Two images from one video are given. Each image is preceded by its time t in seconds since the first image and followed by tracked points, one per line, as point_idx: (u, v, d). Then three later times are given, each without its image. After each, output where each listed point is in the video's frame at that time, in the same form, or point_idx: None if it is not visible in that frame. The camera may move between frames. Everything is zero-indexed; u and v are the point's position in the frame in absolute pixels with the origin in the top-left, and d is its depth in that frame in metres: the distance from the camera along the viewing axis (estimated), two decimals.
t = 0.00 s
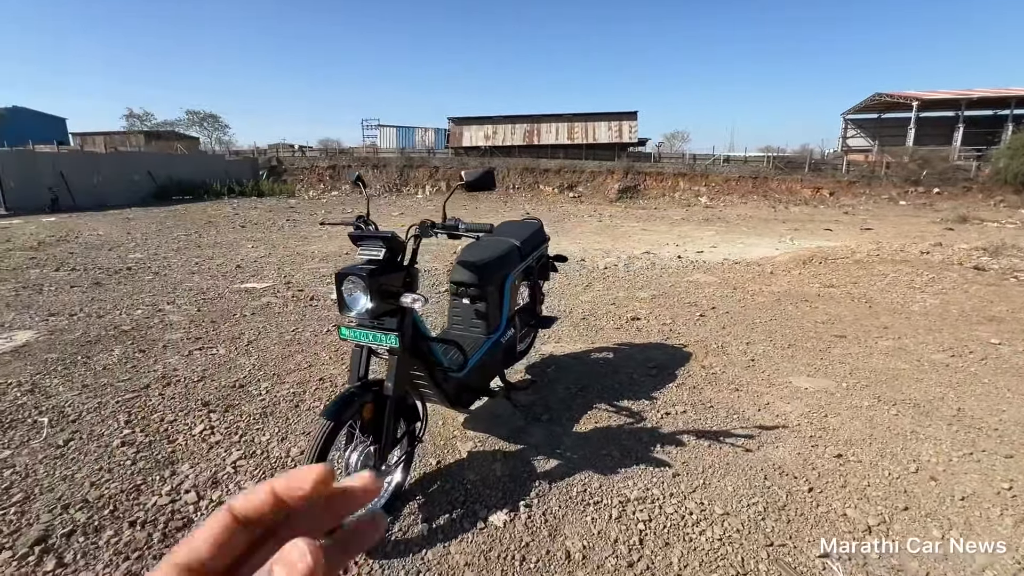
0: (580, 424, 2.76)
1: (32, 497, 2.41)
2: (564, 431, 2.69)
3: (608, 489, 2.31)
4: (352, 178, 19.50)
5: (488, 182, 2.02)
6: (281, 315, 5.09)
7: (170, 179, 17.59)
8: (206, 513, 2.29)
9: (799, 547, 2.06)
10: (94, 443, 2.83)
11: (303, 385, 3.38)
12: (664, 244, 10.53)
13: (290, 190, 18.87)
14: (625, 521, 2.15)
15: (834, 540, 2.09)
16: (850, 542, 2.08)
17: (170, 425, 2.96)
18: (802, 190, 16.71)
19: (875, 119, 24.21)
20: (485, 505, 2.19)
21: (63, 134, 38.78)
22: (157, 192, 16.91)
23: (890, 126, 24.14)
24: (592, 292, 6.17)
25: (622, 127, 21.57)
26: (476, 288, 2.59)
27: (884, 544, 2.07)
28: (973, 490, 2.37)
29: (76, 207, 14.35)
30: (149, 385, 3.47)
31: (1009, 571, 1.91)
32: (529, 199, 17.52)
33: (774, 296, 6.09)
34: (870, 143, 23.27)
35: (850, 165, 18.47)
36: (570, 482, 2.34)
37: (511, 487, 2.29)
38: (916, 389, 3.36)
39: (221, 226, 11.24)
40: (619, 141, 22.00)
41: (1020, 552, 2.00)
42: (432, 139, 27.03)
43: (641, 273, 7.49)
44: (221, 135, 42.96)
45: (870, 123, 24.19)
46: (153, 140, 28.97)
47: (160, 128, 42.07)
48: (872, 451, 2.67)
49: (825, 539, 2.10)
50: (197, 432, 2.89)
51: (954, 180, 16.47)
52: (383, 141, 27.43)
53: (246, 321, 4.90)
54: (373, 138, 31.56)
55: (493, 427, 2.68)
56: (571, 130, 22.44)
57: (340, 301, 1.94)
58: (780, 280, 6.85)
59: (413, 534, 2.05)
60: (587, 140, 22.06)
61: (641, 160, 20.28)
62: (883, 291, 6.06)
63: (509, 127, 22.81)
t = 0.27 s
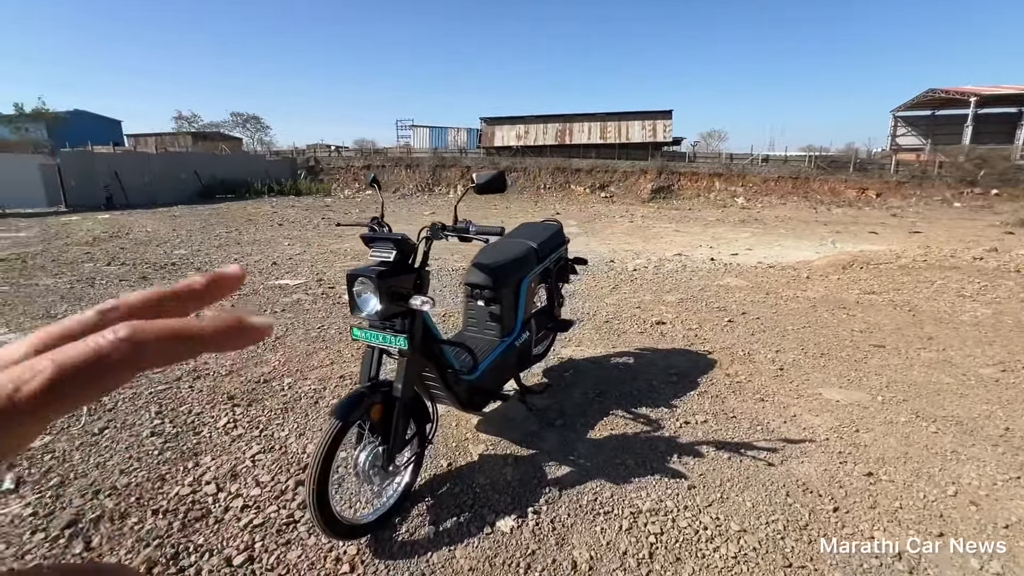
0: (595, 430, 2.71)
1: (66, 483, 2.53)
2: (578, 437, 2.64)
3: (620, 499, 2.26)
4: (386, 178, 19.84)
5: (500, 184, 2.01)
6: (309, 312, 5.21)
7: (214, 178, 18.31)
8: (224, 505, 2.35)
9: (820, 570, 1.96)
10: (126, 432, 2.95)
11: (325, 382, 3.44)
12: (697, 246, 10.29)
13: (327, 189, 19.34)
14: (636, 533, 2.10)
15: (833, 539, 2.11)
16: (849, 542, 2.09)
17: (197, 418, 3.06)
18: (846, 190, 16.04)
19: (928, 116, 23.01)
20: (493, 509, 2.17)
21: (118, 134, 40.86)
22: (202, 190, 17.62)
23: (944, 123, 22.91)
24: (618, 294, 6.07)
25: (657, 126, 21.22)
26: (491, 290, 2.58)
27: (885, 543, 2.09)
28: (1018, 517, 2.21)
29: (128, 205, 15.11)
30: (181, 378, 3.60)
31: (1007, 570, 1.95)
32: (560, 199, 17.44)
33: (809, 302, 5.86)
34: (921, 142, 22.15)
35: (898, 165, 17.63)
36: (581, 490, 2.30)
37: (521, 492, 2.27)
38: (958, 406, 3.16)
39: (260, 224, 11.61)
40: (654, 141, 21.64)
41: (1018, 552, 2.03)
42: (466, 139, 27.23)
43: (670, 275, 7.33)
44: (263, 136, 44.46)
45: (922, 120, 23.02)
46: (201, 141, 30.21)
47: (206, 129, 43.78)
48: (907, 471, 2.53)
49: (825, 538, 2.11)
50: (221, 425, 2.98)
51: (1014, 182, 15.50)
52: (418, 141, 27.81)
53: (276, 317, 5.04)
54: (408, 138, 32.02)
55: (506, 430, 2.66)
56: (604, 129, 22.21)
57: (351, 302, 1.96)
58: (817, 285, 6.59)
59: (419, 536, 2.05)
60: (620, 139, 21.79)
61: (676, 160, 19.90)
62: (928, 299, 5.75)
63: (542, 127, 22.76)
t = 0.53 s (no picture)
0: (607, 437, 2.63)
1: (89, 471, 2.60)
2: (589, 443, 2.57)
3: (630, 510, 2.18)
4: (416, 177, 20.05)
5: (507, 182, 1.96)
6: (333, 309, 5.28)
7: (252, 178, 18.86)
8: (234, 498, 2.37)
9: None
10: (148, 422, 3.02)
11: (341, 379, 3.46)
12: (729, 248, 10.00)
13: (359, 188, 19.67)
14: (644, 546, 2.01)
15: (833, 539, 2.08)
16: (850, 543, 2.06)
17: (215, 410, 3.11)
18: (890, 191, 15.34)
19: (983, 113, 21.79)
20: (498, 514, 2.13)
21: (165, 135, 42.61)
22: (241, 189, 18.18)
23: (1000, 120, 21.65)
24: (643, 296, 5.94)
25: (690, 125, 20.78)
26: (502, 290, 2.53)
27: (884, 543, 2.07)
28: None
29: (171, 203, 15.72)
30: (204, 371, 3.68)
31: (1007, 569, 1.93)
32: (589, 199, 17.27)
33: (846, 308, 5.59)
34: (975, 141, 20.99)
35: (949, 165, 16.74)
36: (590, 498, 2.23)
37: (527, 498, 2.21)
38: (1006, 423, 2.93)
39: (293, 222, 11.88)
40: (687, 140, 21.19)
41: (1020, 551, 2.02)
42: (496, 138, 27.29)
43: (698, 278, 7.13)
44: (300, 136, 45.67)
45: (976, 117, 21.81)
46: (241, 141, 31.24)
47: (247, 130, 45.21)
48: (944, 493, 2.35)
49: (825, 539, 2.08)
50: (238, 418, 3.02)
51: None
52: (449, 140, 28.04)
53: (301, 313, 5.12)
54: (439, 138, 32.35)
55: (516, 434, 2.61)
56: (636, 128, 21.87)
57: (355, 300, 1.94)
58: (855, 290, 6.29)
59: (421, 539, 2.02)
60: (652, 138, 21.43)
61: (710, 159, 19.43)
62: (977, 306, 5.41)
63: (572, 126, 22.60)
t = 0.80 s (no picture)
0: (616, 444, 2.58)
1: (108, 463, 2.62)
2: (597, 450, 2.52)
3: (635, 522, 2.12)
4: (441, 176, 20.18)
5: (512, 185, 1.92)
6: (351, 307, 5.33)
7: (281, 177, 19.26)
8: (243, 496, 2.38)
9: None
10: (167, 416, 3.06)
11: (353, 378, 3.48)
12: (756, 250, 9.74)
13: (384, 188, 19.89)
14: (648, 560, 1.96)
15: (834, 539, 2.08)
16: (849, 542, 2.07)
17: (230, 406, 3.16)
18: (930, 192, 14.72)
19: None
20: (499, 521, 2.10)
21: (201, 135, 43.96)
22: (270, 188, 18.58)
23: None
24: (663, 299, 5.82)
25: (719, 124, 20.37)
26: (510, 293, 2.50)
27: (885, 543, 2.07)
28: None
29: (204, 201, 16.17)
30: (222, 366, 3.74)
31: (1006, 567, 1.95)
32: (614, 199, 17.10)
33: (876, 314, 5.37)
34: None
35: (994, 164, 15.98)
36: (594, 508, 2.18)
37: (530, 505, 2.18)
38: None
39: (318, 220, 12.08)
40: (716, 139, 20.77)
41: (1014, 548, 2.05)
42: (521, 137, 27.26)
43: (721, 280, 6.96)
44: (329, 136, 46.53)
45: None
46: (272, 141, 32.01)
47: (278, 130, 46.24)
48: (974, 515, 2.22)
49: (825, 538, 2.08)
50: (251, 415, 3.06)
51: None
52: (474, 140, 28.15)
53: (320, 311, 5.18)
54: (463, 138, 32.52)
55: (522, 439, 2.59)
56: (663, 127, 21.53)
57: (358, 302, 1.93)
58: (887, 296, 6.04)
59: (421, 543, 2.01)
60: (679, 137, 21.09)
61: (738, 159, 19.01)
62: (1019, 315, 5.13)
63: (598, 126, 22.41)
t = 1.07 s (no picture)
0: (621, 448, 2.55)
1: (126, 453, 2.70)
2: (601, 454, 2.50)
3: (636, 527, 2.09)
4: (464, 176, 20.29)
5: (512, 185, 1.92)
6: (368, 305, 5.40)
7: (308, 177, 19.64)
8: (251, 487, 2.43)
9: None
10: (184, 408, 3.14)
11: (365, 375, 3.53)
12: (781, 252, 9.51)
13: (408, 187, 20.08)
14: (646, 567, 1.92)
15: (834, 539, 2.07)
16: (849, 542, 2.05)
17: (245, 400, 3.23)
18: (970, 194, 14.12)
19: None
20: (498, 522, 2.10)
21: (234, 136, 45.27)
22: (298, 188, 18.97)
23: None
24: (681, 301, 5.73)
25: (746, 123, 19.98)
26: (515, 293, 2.50)
27: (885, 543, 2.05)
28: None
29: (234, 200, 16.62)
30: (240, 360, 3.83)
31: (1007, 565, 1.94)
32: (637, 199, 16.93)
33: (905, 320, 5.17)
34: None
35: None
36: (595, 511, 2.16)
37: (530, 507, 2.17)
38: None
39: (343, 220, 12.27)
40: (744, 139, 20.32)
41: (1015, 547, 2.02)
42: (545, 138, 27.22)
43: (743, 283, 6.80)
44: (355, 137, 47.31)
45: None
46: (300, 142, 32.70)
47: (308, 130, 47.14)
48: (997, 531, 2.10)
49: (825, 539, 2.07)
50: (264, 409, 3.12)
51: None
52: (497, 140, 28.26)
53: (338, 308, 5.25)
54: (487, 138, 32.66)
55: (526, 440, 2.59)
56: (689, 126, 21.17)
57: (359, 300, 1.95)
58: (918, 301, 5.82)
59: (419, 541, 2.02)
60: (705, 137, 20.76)
61: (767, 159, 18.59)
62: None
63: (621, 125, 22.23)
